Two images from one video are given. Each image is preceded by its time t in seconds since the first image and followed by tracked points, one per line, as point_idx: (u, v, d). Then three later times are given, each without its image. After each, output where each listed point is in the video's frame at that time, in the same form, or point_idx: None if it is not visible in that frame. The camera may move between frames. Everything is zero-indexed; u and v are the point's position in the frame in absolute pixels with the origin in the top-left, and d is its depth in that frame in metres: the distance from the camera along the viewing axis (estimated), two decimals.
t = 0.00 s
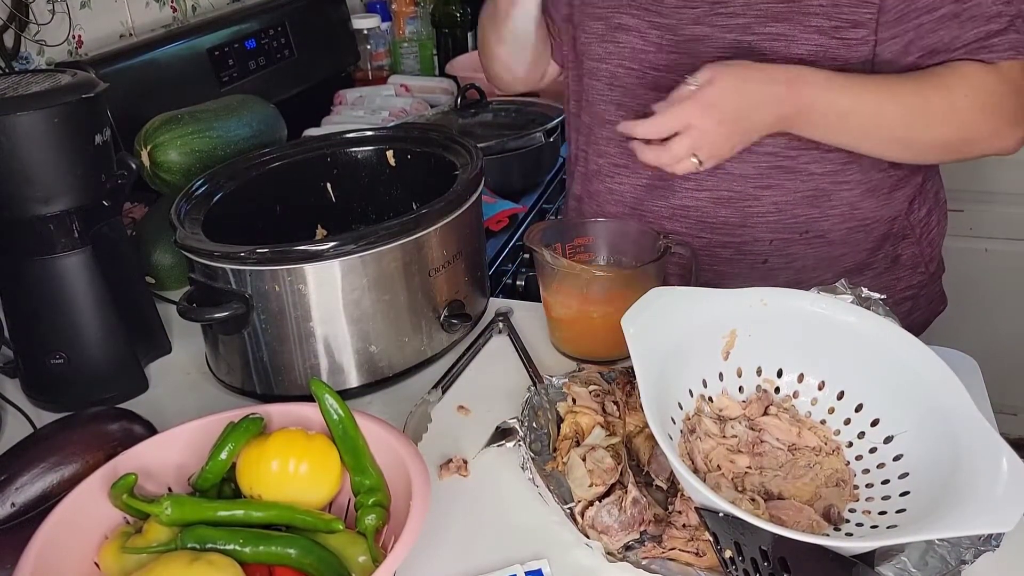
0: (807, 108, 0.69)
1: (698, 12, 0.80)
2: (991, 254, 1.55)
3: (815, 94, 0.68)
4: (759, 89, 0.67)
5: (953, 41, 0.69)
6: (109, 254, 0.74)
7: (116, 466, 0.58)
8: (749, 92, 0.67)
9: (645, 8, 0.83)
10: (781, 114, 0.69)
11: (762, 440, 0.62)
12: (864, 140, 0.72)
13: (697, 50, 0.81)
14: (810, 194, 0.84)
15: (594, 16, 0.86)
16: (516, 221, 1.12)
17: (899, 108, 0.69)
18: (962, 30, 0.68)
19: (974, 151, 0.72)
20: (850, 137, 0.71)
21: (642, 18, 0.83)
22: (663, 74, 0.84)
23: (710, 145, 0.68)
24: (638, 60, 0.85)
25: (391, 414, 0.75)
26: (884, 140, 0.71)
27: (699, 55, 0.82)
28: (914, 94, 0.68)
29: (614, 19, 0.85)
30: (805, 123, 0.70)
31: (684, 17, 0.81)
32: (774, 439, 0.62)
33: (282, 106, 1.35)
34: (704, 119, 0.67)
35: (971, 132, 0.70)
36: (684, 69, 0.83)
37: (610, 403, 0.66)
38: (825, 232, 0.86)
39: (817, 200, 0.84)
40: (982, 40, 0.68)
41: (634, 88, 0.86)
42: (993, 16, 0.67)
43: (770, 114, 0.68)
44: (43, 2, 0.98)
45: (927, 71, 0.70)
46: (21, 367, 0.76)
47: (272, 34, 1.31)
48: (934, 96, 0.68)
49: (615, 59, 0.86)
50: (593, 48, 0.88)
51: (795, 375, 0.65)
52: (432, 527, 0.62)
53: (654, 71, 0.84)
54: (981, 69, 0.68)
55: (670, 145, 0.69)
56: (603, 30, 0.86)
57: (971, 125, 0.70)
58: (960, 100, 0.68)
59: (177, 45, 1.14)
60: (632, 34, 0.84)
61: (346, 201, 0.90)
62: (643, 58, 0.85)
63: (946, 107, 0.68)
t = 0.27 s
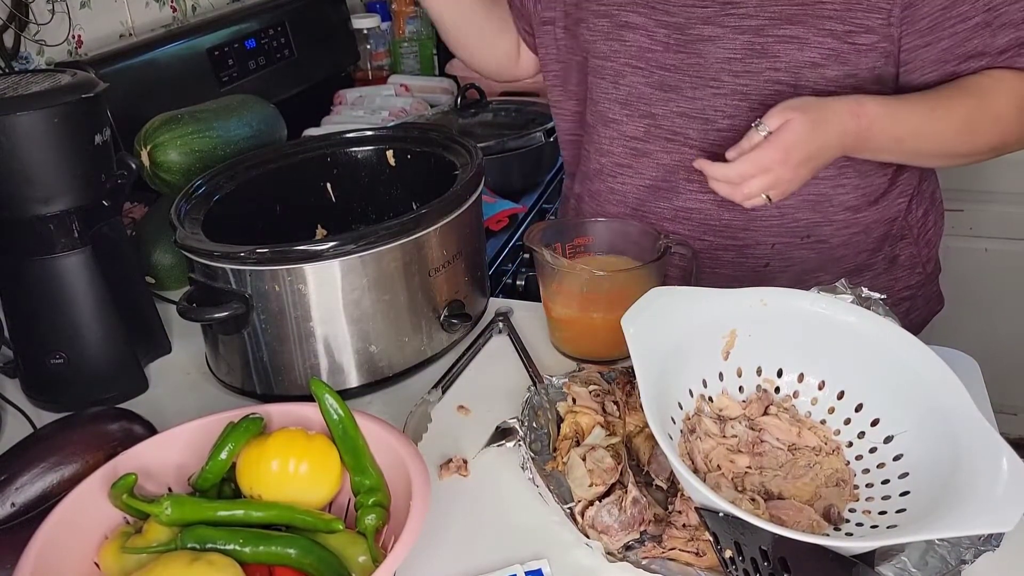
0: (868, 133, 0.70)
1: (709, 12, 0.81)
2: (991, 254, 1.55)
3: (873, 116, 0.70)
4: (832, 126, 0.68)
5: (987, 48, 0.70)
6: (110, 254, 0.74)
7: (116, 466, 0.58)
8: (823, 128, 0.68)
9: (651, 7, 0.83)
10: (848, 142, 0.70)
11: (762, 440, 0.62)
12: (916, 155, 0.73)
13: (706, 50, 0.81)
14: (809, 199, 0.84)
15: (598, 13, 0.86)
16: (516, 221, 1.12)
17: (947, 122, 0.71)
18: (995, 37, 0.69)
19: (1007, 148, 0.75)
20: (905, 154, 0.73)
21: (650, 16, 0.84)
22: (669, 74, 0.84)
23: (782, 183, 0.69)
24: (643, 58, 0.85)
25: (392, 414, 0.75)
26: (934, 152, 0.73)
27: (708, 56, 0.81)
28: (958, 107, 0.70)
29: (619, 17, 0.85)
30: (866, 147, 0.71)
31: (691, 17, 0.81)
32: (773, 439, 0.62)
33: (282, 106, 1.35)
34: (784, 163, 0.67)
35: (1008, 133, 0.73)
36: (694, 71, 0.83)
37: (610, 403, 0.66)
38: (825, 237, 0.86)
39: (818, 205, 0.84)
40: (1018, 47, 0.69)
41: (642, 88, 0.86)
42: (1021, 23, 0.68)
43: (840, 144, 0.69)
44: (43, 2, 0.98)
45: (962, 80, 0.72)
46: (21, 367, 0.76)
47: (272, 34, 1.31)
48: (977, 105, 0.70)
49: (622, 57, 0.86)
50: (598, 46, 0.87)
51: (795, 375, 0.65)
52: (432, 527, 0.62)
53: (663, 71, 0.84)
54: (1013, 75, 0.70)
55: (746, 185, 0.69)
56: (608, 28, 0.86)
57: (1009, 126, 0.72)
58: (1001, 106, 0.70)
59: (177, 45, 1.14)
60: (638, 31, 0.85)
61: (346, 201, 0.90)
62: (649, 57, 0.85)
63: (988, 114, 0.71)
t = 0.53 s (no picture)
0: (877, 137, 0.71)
1: (713, 12, 0.81)
2: (991, 253, 1.55)
3: (882, 119, 0.71)
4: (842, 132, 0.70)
5: (988, 48, 0.71)
6: (110, 255, 0.74)
7: (116, 466, 0.58)
8: (832, 133, 0.69)
9: (655, 8, 0.84)
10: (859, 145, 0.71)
11: (762, 440, 0.62)
12: (924, 156, 0.75)
13: (711, 49, 0.81)
14: (817, 199, 0.84)
15: (599, 15, 0.87)
16: (516, 221, 1.12)
17: (953, 123, 0.72)
18: (996, 37, 0.70)
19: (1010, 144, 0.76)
20: (913, 155, 0.74)
21: (652, 16, 0.84)
22: (673, 74, 0.84)
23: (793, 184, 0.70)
24: (647, 59, 0.85)
25: (392, 414, 0.75)
26: (941, 152, 0.74)
27: (713, 55, 0.81)
28: (964, 108, 0.71)
29: (621, 18, 0.85)
30: (876, 150, 0.73)
31: (695, 17, 0.82)
32: (773, 439, 0.62)
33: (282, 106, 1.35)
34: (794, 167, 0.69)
35: (1012, 131, 0.74)
36: (699, 71, 0.82)
37: (610, 403, 0.66)
38: (830, 235, 0.86)
39: (824, 205, 0.85)
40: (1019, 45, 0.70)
41: (645, 89, 0.86)
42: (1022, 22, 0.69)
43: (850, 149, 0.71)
44: (43, 2, 0.98)
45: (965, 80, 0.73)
46: (21, 367, 0.76)
47: (272, 34, 1.31)
48: (982, 106, 0.71)
49: (625, 58, 0.86)
50: (599, 46, 0.88)
51: (795, 375, 0.65)
52: (432, 527, 0.62)
53: (666, 71, 0.84)
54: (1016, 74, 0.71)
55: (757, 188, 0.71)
56: (609, 30, 0.86)
57: (1013, 125, 0.73)
58: (1005, 106, 0.72)
59: (177, 45, 1.14)
60: (641, 32, 0.85)
61: (346, 201, 0.90)
62: (652, 57, 0.85)
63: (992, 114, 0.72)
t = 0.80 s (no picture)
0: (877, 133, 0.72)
1: (712, 12, 0.80)
2: (991, 253, 1.55)
3: (883, 115, 0.71)
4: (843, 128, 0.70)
5: (985, 45, 0.72)
6: (109, 254, 0.74)
7: (116, 466, 0.58)
8: (833, 129, 0.69)
9: (655, 8, 0.83)
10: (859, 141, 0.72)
11: (762, 440, 0.62)
12: (923, 152, 0.75)
13: (710, 49, 0.81)
14: (817, 197, 0.85)
15: (598, 15, 0.86)
16: (516, 221, 1.13)
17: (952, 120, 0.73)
18: (993, 34, 0.72)
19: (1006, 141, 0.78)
20: (911, 151, 0.75)
21: (651, 16, 0.83)
22: (673, 73, 0.84)
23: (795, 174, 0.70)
24: (647, 58, 0.85)
25: (393, 414, 0.75)
26: (940, 149, 0.75)
27: (712, 54, 0.81)
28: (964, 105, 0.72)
29: (619, 17, 0.85)
30: (875, 146, 0.73)
31: (695, 16, 0.81)
32: (773, 439, 0.62)
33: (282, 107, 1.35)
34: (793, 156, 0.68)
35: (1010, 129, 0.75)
36: (699, 70, 0.82)
37: (610, 402, 0.66)
38: (831, 233, 0.87)
39: (824, 203, 0.85)
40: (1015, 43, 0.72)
41: (644, 88, 0.86)
42: (1018, 19, 0.71)
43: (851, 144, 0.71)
44: (43, 2, 0.98)
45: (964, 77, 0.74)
46: (21, 367, 0.76)
47: (272, 34, 1.31)
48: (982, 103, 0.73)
49: (624, 57, 0.86)
50: (598, 48, 0.88)
51: (795, 375, 0.65)
52: (432, 526, 0.62)
53: (665, 71, 0.84)
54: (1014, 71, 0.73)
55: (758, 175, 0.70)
56: (608, 30, 0.86)
57: (1009, 122, 0.75)
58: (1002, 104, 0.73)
59: (177, 45, 1.14)
60: (640, 32, 0.84)
61: (346, 202, 0.90)
62: (651, 57, 0.84)
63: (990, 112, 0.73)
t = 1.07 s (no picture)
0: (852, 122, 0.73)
1: (704, 10, 0.80)
2: (991, 253, 1.55)
3: (864, 104, 0.72)
4: (828, 109, 0.72)
5: (974, 44, 0.72)
6: (109, 254, 0.74)
7: (116, 466, 0.58)
8: (824, 102, 0.72)
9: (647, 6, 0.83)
10: (836, 128, 0.73)
11: (762, 440, 0.62)
12: (907, 145, 0.75)
13: (703, 47, 0.81)
14: (809, 192, 0.84)
15: (591, 16, 0.87)
16: (516, 221, 1.13)
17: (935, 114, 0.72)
18: (982, 32, 0.71)
19: (999, 140, 0.77)
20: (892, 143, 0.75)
21: (644, 16, 0.83)
22: (666, 72, 0.84)
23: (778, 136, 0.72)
24: (640, 57, 0.85)
25: (394, 414, 0.75)
26: (924, 143, 0.75)
27: (705, 54, 0.81)
28: (949, 101, 0.72)
29: (612, 18, 0.85)
30: (855, 135, 0.74)
31: (687, 15, 0.81)
32: (774, 439, 0.62)
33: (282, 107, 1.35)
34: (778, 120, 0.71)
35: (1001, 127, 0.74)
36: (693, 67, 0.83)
37: (610, 402, 0.66)
38: (825, 230, 0.86)
39: (817, 199, 0.84)
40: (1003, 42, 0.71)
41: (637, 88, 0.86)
42: (1007, 18, 0.70)
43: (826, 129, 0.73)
44: (43, 2, 0.98)
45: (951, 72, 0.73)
46: (21, 367, 0.76)
47: (272, 34, 1.31)
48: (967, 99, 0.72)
49: (618, 57, 0.86)
50: (593, 47, 0.88)
51: (795, 375, 0.65)
52: (432, 526, 0.62)
53: (658, 70, 0.84)
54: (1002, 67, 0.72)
55: (742, 145, 0.74)
56: (603, 30, 0.86)
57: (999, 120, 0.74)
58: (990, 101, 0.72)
59: (177, 45, 1.14)
60: (632, 32, 0.84)
61: (346, 202, 0.90)
62: (644, 56, 0.85)
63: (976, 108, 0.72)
